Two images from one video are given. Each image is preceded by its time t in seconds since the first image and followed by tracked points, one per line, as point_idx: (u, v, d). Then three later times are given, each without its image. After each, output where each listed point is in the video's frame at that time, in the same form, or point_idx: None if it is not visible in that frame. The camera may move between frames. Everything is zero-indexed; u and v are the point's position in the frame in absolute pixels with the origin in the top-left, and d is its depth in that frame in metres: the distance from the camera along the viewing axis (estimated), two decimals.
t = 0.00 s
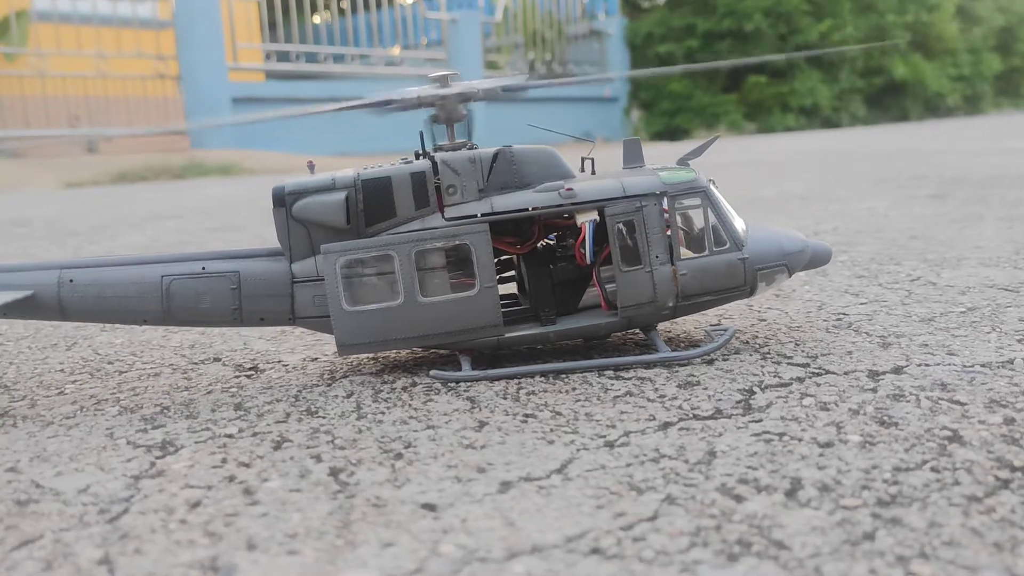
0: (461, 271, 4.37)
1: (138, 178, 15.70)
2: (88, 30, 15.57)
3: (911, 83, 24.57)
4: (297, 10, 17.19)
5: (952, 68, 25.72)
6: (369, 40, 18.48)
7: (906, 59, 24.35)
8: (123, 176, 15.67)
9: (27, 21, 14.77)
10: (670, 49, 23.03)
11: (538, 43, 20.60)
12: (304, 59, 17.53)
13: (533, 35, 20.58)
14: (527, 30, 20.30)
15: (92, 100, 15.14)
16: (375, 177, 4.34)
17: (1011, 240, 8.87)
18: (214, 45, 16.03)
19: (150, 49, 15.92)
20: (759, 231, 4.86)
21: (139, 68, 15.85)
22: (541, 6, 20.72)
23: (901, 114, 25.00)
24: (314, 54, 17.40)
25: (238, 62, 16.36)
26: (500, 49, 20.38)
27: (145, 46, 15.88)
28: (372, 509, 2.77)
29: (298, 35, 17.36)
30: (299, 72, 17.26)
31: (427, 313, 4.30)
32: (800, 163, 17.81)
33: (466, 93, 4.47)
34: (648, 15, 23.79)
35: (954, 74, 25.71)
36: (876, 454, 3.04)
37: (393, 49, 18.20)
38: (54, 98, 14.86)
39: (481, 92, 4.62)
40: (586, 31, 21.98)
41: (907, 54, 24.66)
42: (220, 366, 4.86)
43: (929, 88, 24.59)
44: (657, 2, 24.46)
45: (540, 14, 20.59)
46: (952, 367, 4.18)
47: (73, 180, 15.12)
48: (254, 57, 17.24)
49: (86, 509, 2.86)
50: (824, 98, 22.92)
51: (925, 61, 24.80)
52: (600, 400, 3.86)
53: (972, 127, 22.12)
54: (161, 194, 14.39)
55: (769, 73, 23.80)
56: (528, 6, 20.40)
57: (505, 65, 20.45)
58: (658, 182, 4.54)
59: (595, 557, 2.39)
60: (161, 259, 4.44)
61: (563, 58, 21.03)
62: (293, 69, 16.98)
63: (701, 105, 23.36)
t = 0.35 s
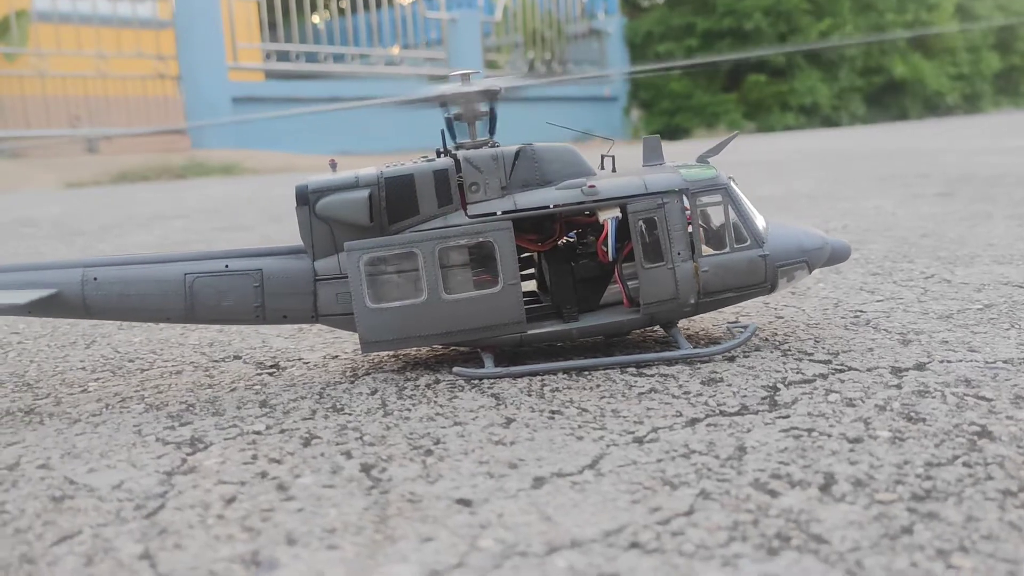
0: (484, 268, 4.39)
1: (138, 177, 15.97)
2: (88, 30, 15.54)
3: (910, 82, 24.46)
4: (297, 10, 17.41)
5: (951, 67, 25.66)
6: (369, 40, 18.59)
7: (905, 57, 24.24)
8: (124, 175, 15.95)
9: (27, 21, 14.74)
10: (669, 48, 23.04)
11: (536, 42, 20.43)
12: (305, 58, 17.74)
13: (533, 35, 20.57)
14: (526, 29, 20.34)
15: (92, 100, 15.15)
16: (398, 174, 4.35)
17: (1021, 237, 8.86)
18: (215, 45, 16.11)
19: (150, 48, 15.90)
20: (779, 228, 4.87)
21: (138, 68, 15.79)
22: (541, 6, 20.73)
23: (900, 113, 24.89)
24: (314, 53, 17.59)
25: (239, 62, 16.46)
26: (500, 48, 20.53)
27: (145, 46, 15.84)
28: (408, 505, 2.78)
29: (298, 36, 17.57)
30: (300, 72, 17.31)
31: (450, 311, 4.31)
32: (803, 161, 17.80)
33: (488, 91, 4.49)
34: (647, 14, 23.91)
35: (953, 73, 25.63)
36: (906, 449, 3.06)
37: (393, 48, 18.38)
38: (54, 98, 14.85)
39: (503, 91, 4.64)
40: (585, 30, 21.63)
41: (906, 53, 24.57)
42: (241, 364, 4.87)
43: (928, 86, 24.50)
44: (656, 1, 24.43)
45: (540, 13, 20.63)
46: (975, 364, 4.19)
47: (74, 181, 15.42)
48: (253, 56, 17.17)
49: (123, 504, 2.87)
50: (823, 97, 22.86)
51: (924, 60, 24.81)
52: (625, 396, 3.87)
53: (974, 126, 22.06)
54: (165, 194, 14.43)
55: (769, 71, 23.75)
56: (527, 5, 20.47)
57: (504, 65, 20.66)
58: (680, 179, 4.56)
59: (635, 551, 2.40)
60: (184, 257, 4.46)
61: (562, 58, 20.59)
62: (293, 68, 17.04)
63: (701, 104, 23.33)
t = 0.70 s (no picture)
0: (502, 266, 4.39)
1: (138, 177, 15.75)
2: (88, 31, 15.53)
3: (908, 81, 24.39)
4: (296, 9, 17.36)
5: (949, 66, 25.63)
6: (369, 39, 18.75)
7: (904, 56, 24.16)
8: (123, 176, 15.70)
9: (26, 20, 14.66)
10: (668, 47, 22.88)
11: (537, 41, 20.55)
12: (304, 58, 17.76)
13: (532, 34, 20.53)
14: (525, 28, 20.38)
15: (92, 101, 15.16)
16: (416, 174, 4.35)
17: None
18: (214, 46, 16.31)
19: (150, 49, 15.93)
20: (795, 227, 4.87)
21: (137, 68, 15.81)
22: (540, 6, 20.73)
23: (899, 111, 24.85)
24: (314, 53, 17.74)
25: (237, 61, 16.62)
26: (499, 47, 20.54)
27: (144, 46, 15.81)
28: (436, 504, 2.78)
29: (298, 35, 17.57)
30: (299, 72, 17.27)
31: (468, 310, 4.31)
32: (807, 160, 17.77)
33: (505, 90, 4.49)
34: (647, 12, 23.69)
35: (951, 71, 25.58)
36: (932, 448, 3.05)
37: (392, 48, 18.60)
38: (54, 97, 14.83)
39: (519, 90, 4.64)
40: (584, 29, 21.87)
41: (904, 52, 24.49)
42: (257, 364, 4.87)
43: (927, 85, 24.44)
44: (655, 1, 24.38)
45: (538, 12, 20.63)
46: (995, 362, 4.18)
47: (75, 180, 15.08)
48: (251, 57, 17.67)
49: (150, 504, 2.87)
50: (821, 96, 22.79)
51: (923, 58, 24.76)
52: (645, 395, 3.87)
53: (974, 125, 22.04)
54: (166, 194, 14.42)
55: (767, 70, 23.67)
56: (526, 5, 20.44)
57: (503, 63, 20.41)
58: (697, 179, 4.57)
59: (667, 550, 2.39)
60: (201, 257, 4.45)
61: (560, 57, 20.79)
62: (293, 68, 17.02)
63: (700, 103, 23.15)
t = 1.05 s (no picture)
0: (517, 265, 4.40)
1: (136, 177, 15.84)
2: (83, 31, 15.52)
3: (906, 79, 24.32)
4: (292, 9, 17.52)
5: (946, 64, 25.57)
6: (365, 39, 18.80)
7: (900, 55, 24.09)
8: (121, 176, 15.77)
9: (24, 20, 14.77)
10: (665, 47, 22.99)
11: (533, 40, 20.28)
12: (301, 57, 17.75)
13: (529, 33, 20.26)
14: (522, 28, 20.11)
15: (89, 101, 15.16)
16: (431, 172, 4.35)
17: None
18: (212, 46, 16.23)
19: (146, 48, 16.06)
20: (808, 225, 4.89)
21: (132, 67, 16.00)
22: (537, 5, 20.70)
23: (895, 110, 24.81)
24: (311, 53, 17.81)
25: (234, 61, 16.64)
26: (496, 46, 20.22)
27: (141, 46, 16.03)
28: (461, 500, 2.79)
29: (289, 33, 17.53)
30: (296, 71, 17.32)
31: (483, 308, 4.32)
32: (808, 159, 17.78)
33: (518, 89, 4.49)
34: (643, 12, 23.79)
35: (948, 70, 25.53)
36: (953, 444, 3.07)
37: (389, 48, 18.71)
38: (51, 98, 14.88)
39: (533, 89, 4.65)
40: (581, 28, 21.87)
41: (901, 51, 24.45)
42: (271, 362, 4.88)
43: (924, 83, 24.40)
44: None
45: (535, 11, 20.60)
46: (1009, 359, 4.20)
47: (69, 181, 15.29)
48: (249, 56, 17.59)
49: (175, 502, 2.89)
50: (819, 95, 22.70)
51: (919, 57, 24.73)
52: (662, 393, 3.89)
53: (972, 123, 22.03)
54: (166, 194, 14.41)
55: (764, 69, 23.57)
56: (523, 4, 20.29)
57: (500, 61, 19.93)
58: (711, 178, 4.58)
59: (695, 545, 2.41)
60: (216, 256, 4.45)
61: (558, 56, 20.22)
62: (289, 68, 17.06)
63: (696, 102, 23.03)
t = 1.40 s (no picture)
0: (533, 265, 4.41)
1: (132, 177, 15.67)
2: (79, 31, 15.55)
3: (901, 79, 24.38)
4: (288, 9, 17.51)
5: (941, 63, 25.59)
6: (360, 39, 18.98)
7: (897, 54, 24.12)
8: (117, 176, 15.58)
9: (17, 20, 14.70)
10: (661, 47, 22.51)
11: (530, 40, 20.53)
12: (297, 57, 17.89)
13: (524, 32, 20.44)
14: (518, 27, 20.21)
15: (84, 100, 15.19)
16: (448, 172, 4.35)
17: None
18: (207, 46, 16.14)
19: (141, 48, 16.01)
20: (822, 224, 4.90)
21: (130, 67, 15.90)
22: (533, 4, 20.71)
23: (891, 109, 24.82)
24: (307, 53, 17.90)
25: (230, 61, 16.62)
26: (492, 46, 20.47)
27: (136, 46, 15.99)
28: (489, 500, 2.80)
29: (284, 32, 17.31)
30: (292, 71, 17.44)
31: (501, 307, 4.31)
32: (807, 158, 17.79)
33: (532, 89, 4.50)
34: (639, 10, 23.19)
35: (942, 69, 25.55)
36: (977, 442, 3.08)
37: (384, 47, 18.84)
38: (46, 97, 14.88)
39: (548, 88, 4.64)
40: (577, 27, 22.05)
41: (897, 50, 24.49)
42: (286, 362, 4.88)
43: (919, 83, 24.43)
44: None
45: (530, 10, 20.57)
46: None
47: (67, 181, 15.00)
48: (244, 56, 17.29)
49: (202, 502, 2.89)
50: (814, 95, 22.65)
51: (915, 57, 24.76)
52: (681, 392, 3.90)
53: (969, 122, 22.06)
54: (166, 195, 14.36)
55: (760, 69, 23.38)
56: (518, 4, 20.26)
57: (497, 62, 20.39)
58: (726, 177, 4.59)
59: (728, 544, 2.41)
60: (232, 256, 4.45)
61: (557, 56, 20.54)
62: (285, 68, 17.23)
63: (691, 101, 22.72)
